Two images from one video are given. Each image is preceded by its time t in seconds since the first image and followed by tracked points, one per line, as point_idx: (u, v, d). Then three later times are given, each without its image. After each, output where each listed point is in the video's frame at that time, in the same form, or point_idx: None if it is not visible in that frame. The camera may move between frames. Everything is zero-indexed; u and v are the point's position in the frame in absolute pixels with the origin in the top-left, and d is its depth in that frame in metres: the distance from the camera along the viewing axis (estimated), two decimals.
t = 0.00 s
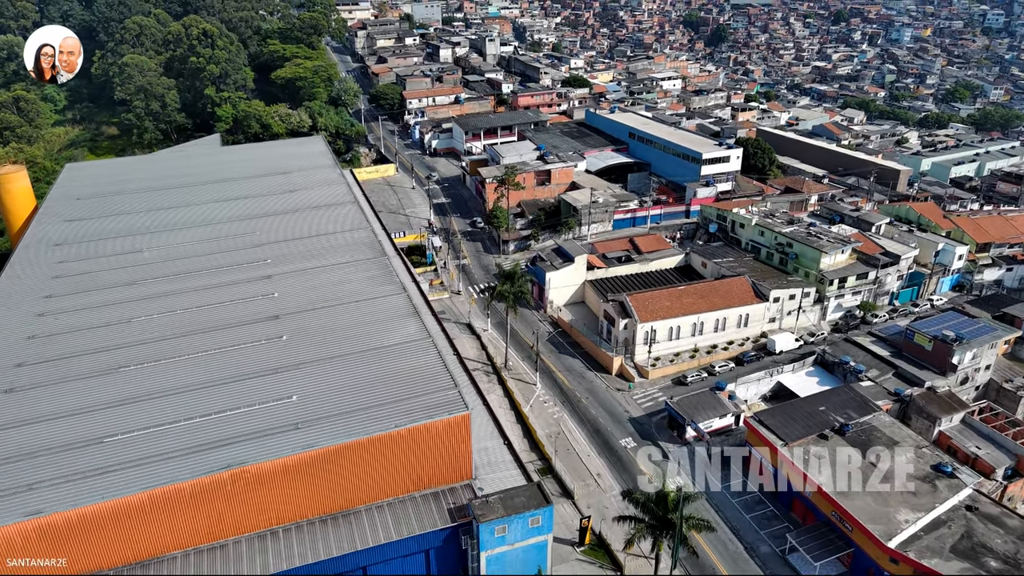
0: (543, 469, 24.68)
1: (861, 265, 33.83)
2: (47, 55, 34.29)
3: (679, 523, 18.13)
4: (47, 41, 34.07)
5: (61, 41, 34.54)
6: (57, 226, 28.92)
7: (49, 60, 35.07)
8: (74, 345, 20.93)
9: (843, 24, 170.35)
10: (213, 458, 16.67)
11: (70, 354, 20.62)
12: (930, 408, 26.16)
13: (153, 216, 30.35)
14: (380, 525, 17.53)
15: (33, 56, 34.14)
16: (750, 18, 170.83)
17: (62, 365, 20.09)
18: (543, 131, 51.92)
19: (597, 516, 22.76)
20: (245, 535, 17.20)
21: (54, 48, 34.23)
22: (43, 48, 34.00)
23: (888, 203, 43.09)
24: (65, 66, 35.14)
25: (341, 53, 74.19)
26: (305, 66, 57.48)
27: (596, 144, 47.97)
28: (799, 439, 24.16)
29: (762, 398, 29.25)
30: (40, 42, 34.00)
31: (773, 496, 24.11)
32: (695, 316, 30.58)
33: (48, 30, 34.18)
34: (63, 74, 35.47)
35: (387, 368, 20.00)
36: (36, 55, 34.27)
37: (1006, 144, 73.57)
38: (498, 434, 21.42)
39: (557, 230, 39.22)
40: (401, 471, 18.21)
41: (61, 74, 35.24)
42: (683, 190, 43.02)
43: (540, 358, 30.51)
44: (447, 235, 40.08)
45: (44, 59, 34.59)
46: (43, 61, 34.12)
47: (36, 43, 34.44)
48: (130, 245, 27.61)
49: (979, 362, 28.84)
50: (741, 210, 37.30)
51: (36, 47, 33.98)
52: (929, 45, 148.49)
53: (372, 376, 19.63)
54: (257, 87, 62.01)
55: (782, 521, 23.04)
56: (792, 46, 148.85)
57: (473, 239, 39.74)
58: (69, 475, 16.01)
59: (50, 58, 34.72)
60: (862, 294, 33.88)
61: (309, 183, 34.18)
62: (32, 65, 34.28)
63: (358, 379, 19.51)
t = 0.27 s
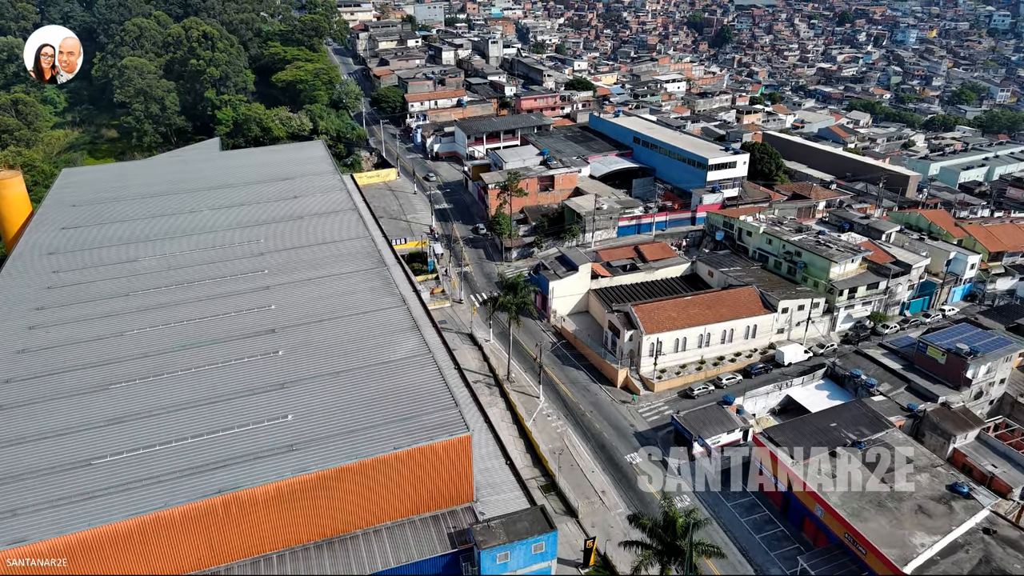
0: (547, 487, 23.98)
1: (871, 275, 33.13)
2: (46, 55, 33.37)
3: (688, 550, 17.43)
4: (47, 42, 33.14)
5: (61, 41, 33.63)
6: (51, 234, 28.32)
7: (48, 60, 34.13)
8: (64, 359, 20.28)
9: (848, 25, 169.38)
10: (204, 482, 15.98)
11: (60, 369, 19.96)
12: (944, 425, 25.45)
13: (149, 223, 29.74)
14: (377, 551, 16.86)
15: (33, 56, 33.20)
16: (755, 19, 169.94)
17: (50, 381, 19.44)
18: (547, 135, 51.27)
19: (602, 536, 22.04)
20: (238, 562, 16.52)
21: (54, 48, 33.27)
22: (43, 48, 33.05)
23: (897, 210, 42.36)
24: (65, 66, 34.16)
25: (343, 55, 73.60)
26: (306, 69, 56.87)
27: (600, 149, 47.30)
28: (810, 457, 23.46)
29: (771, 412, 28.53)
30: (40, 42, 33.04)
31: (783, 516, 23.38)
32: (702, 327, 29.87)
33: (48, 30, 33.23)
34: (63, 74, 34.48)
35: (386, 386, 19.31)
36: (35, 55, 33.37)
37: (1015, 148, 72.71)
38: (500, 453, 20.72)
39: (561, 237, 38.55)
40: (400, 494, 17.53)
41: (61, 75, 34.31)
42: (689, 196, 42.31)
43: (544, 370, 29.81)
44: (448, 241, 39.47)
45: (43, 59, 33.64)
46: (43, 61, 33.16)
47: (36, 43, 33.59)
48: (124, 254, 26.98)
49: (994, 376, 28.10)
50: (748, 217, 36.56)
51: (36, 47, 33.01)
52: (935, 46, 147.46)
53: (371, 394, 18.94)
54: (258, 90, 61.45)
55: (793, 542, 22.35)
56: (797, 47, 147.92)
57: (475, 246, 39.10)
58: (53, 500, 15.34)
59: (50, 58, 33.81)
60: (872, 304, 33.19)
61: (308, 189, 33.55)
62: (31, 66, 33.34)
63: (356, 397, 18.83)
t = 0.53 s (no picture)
0: (555, 505, 23.29)
1: (890, 286, 32.26)
2: (46, 55, 33.77)
3: None
4: (47, 42, 33.46)
5: (61, 41, 33.95)
6: (54, 241, 27.97)
7: (49, 60, 34.45)
8: (62, 372, 19.84)
9: (861, 26, 167.55)
10: (199, 506, 15.38)
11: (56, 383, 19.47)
12: (967, 445, 24.67)
13: (153, 230, 29.34)
14: None
15: (33, 56, 33.61)
16: (767, 20, 168.53)
17: (46, 396, 18.94)
18: (557, 139, 50.62)
19: (612, 557, 21.32)
20: None
21: (54, 48, 33.69)
22: (43, 48, 33.46)
23: (915, 218, 41.41)
24: (65, 66, 34.53)
25: (351, 57, 73.28)
26: (314, 71, 56.51)
27: (611, 154, 46.58)
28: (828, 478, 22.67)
29: (786, 428, 27.76)
30: (40, 42, 33.46)
31: (799, 539, 22.56)
32: (715, 340, 29.09)
33: (48, 30, 33.58)
34: (62, 75, 34.88)
35: (390, 404, 18.70)
36: (35, 55, 33.76)
37: None
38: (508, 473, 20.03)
39: (571, 244, 37.86)
40: (403, 518, 16.89)
41: (61, 75, 34.72)
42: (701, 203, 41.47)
43: (553, 383, 29.15)
44: (456, 248, 38.91)
45: (44, 59, 34.01)
46: (43, 61, 33.56)
47: (36, 43, 33.90)
48: (127, 262, 26.57)
49: (1017, 394, 27.19)
50: (763, 226, 35.71)
51: (36, 47, 33.44)
52: (950, 48, 145.62)
53: (375, 413, 18.31)
54: (266, 92, 61.18)
55: (810, 567, 21.53)
56: (810, 48, 146.48)
57: (483, 253, 38.51)
58: (44, 522, 14.83)
59: (50, 58, 34.14)
60: (890, 317, 32.32)
61: (314, 195, 33.07)
62: (32, 66, 33.73)
63: (359, 416, 18.21)
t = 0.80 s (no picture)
0: (563, 523, 22.62)
1: (907, 298, 31.40)
2: (46, 56, 33.37)
3: None
4: (47, 42, 33.06)
5: (61, 41, 33.48)
6: (55, 248, 27.59)
7: (50, 60, 34.17)
8: (57, 386, 19.34)
9: (873, 28, 165.89)
10: (193, 534, 14.72)
11: (50, 399, 18.91)
12: (989, 465, 23.83)
13: (155, 238, 28.89)
14: None
15: (33, 57, 33.29)
16: (778, 22, 167.16)
17: (40, 412, 18.40)
18: (565, 143, 49.94)
19: None
20: None
21: (54, 48, 33.23)
22: (42, 48, 33.09)
23: (932, 227, 40.48)
24: (65, 67, 34.09)
25: (359, 59, 72.85)
26: (320, 74, 56.08)
27: (621, 159, 45.87)
28: (846, 501, 21.85)
29: (801, 444, 26.99)
30: (41, 42, 33.11)
31: (815, 562, 21.74)
32: (727, 353, 28.31)
33: (48, 31, 33.16)
34: (63, 75, 34.35)
35: (394, 423, 18.09)
36: (36, 55, 33.47)
37: None
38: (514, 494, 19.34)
39: (579, 252, 37.17)
40: (405, 543, 16.22)
41: (61, 76, 34.23)
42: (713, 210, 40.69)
43: (561, 396, 28.47)
44: (463, 255, 38.33)
45: (44, 60, 33.70)
46: (42, 61, 33.19)
47: (37, 44, 33.61)
48: (127, 271, 26.11)
49: None
50: (776, 234, 34.87)
51: (36, 47, 33.10)
52: (963, 50, 143.94)
53: (378, 433, 17.69)
54: (273, 94, 60.84)
55: None
56: (821, 50, 145.15)
57: (490, 260, 37.90)
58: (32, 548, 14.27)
59: (51, 58, 33.81)
60: (907, 329, 31.46)
61: (319, 202, 32.54)
62: (32, 66, 33.43)
63: (361, 436, 17.59)
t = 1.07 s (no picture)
0: (573, 544, 21.90)
1: (931, 311, 30.44)
2: (46, 55, 34.62)
3: None
4: (47, 42, 34.28)
5: (61, 41, 34.76)
6: (61, 254, 27.39)
7: (49, 60, 35.36)
8: (58, 400, 18.99)
9: (890, 29, 163.70)
10: (191, 560, 14.19)
11: (50, 413, 18.54)
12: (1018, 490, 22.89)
13: (161, 245, 28.58)
14: None
15: (33, 57, 34.49)
16: (793, 23, 165.41)
17: (39, 427, 18.02)
18: (578, 148, 49.26)
19: None
20: None
21: (54, 48, 34.51)
22: (42, 48, 34.30)
23: (955, 237, 39.40)
24: (65, 67, 35.34)
25: (370, 61, 72.53)
26: (331, 76, 55.76)
27: (635, 164, 45.09)
28: (869, 527, 20.97)
29: (821, 464, 25.90)
30: (41, 42, 34.33)
31: None
32: (744, 368, 27.47)
33: (48, 31, 34.40)
34: (62, 75, 35.58)
35: (400, 444, 17.55)
36: (36, 55, 34.63)
37: None
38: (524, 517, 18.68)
39: (592, 260, 36.47)
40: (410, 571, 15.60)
41: (61, 75, 35.47)
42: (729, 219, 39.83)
43: (573, 411, 27.77)
44: (474, 262, 37.75)
45: (44, 59, 34.87)
46: (43, 61, 34.38)
47: (37, 43, 34.75)
48: (133, 279, 25.79)
49: None
50: (795, 244, 33.97)
51: (37, 48, 34.34)
52: (982, 53, 141.68)
53: (383, 455, 17.14)
54: (284, 97, 60.65)
55: None
56: (837, 52, 143.32)
57: (501, 267, 37.28)
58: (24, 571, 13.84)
59: (50, 58, 35.01)
60: (930, 344, 30.48)
61: (328, 209, 32.08)
62: (32, 66, 34.59)
63: (366, 458, 17.05)
